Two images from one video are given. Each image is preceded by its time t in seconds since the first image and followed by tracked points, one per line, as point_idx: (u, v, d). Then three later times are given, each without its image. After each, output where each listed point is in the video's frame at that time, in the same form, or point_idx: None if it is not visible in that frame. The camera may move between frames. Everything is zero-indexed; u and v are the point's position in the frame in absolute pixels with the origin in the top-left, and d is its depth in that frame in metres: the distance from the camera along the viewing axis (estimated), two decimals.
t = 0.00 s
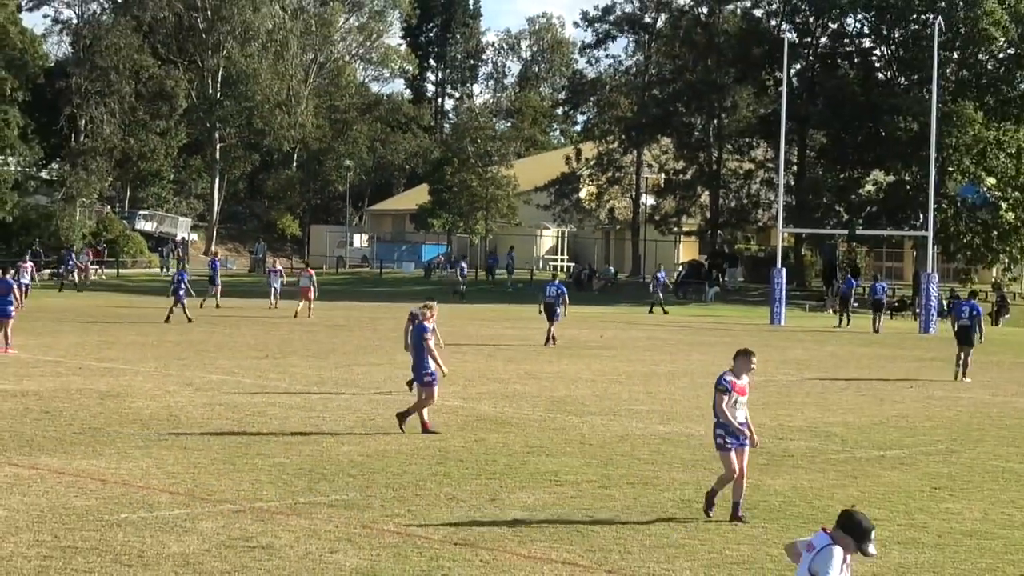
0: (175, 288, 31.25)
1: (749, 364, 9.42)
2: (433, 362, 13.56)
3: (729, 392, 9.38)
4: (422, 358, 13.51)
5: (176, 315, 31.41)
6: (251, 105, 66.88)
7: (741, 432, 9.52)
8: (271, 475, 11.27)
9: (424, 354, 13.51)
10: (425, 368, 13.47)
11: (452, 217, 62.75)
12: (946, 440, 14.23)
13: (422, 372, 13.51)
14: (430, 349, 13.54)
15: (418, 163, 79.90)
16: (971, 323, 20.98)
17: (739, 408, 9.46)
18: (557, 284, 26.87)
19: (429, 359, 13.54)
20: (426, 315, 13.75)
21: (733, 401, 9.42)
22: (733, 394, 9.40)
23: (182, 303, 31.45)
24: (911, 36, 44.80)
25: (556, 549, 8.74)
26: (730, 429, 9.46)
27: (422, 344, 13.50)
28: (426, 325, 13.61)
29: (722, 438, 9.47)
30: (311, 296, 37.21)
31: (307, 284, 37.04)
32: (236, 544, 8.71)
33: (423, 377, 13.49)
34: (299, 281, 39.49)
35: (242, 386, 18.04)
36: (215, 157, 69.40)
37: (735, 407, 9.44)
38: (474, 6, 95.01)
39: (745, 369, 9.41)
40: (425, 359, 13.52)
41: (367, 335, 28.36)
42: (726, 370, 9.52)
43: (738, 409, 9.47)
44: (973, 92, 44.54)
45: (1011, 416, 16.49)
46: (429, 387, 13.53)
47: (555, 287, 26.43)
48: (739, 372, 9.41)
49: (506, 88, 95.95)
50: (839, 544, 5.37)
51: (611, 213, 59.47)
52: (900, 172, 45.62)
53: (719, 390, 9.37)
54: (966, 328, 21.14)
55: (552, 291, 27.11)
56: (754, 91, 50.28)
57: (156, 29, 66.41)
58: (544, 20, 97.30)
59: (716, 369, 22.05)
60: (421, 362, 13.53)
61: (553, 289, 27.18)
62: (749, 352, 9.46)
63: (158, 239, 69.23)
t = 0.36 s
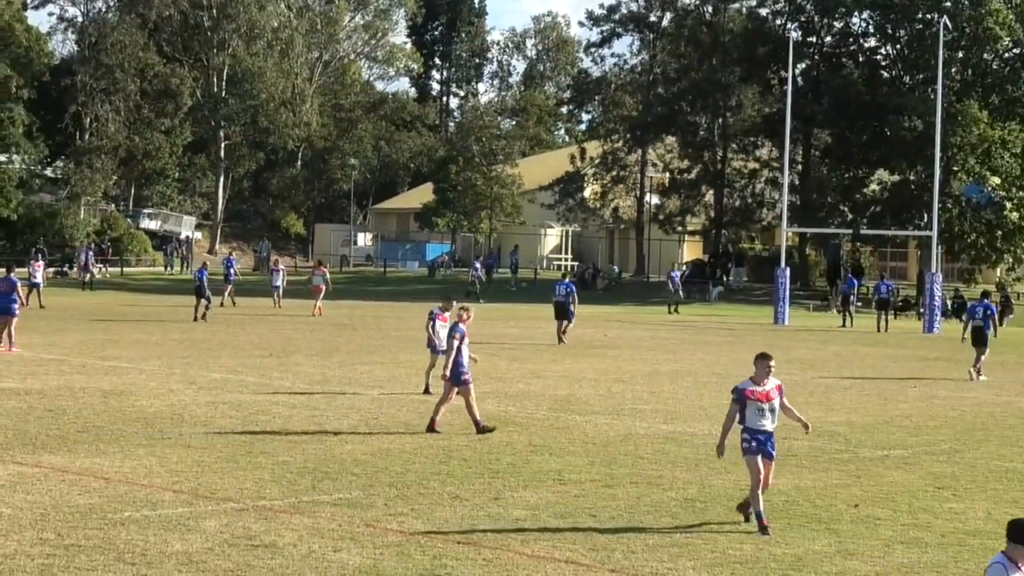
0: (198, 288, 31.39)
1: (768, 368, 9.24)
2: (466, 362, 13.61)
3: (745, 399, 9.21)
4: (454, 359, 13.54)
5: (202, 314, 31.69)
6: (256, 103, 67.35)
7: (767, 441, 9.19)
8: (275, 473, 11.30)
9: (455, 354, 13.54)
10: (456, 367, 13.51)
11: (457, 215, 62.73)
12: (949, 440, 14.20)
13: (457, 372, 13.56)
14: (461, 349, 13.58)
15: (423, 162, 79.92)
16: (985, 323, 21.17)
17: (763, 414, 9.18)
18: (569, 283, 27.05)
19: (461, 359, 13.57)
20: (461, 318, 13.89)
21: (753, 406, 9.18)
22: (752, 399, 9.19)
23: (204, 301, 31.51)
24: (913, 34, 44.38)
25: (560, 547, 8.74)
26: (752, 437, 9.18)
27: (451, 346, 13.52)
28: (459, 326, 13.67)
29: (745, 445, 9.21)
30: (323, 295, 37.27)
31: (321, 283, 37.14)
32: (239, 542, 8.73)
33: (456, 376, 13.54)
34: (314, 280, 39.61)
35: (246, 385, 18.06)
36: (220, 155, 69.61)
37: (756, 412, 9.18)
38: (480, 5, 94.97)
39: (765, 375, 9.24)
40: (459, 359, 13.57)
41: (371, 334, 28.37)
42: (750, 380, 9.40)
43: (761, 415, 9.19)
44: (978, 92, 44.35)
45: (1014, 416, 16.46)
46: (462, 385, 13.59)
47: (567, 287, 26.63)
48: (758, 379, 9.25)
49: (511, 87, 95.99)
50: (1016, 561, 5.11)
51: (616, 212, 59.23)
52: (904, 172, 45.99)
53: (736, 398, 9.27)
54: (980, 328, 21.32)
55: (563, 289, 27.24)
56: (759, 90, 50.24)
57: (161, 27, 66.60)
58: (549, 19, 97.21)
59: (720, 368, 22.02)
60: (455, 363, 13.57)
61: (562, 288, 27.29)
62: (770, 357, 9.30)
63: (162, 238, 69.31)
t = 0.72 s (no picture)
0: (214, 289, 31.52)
1: (787, 370, 8.88)
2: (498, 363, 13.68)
3: (767, 403, 8.88)
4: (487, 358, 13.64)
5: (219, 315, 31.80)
6: (257, 103, 67.37)
7: (793, 446, 8.89)
8: (275, 472, 11.29)
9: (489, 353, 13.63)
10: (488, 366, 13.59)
11: (457, 214, 62.79)
12: (950, 440, 14.18)
13: (486, 371, 13.63)
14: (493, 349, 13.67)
15: (424, 161, 79.88)
16: (997, 323, 21.19)
17: (784, 420, 8.88)
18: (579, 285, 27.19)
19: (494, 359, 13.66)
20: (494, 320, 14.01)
21: (774, 411, 8.87)
22: (773, 403, 8.86)
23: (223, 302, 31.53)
24: (914, 34, 44.56)
25: (561, 547, 8.74)
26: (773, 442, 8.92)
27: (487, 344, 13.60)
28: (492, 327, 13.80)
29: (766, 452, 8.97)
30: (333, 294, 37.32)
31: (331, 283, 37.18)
32: (240, 541, 8.73)
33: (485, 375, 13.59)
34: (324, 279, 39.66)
35: (247, 385, 18.04)
36: (220, 154, 69.65)
37: (778, 417, 8.87)
38: (480, 4, 95.02)
39: (785, 377, 8.87)
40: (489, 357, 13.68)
41: (371, 333, 28.38)
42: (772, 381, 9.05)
43: (783, 420, 8.89)
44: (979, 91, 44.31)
45: (1015, 416, 16.44)
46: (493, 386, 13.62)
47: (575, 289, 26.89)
48: (780, 382, 8.90)
49: (511, 87, 96.06)
50: None
51: (616, 212, 59.21)
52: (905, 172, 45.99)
53: (758, 402, 8.93)
54: (993, 328, 21.37)
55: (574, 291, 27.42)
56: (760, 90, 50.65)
57: (162, 26, 66.64)
58: (550, 19, 97.21)
59: (721, 368, 22.01)
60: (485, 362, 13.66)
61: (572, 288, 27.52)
62: (791, 359, 8.94)
63: (163, 237, 69.33)
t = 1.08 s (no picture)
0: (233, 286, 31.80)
1: (811, 371, 8.59)
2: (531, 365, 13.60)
3: (788, 405, 8.59)
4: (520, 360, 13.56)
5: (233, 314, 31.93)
6: (257, 103, 67.36)
7: (813, 451, 8.57)
8: (276, 472, 11.29)
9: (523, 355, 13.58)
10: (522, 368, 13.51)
11: (457, 214, 62.85)
12: (950, 440, 14.19)
13: (520, 373, 13.53)
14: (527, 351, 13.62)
15: (423, 161, 79.86)
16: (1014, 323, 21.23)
17: (807, 422, 8.54)
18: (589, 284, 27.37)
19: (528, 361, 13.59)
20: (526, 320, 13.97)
21: (796, 413, 8.56)
22: (795, 404, 8.56)
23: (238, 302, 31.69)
24: (914, 34, 44.59)
25: (561, 548, 8.73)
26: (795, 446, 8.59)
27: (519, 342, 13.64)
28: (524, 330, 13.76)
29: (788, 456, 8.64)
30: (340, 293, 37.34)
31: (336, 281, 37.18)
32: (240, 541, 8.73)
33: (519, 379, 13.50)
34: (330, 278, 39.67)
35: (247, 384, 18.02)
36: (220, 154, 69.67)
37: (798, 420, 8.55)
38: (480, 5, 95.03)
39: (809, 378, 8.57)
40: (521, 357, 13.62)
41: (371, 333, 28.37)
42: (796, 385, 8.76)
43: (805, 424, 8.56)
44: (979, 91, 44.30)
45: (1014, 416, 16.45)
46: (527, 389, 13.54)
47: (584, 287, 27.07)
48: (803, 384, 8.61)
49: (511, 87, 96.10)
50: None
51: (616, 212, 59.22)
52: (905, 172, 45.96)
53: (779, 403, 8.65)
54: (1011, 328, 21.42)
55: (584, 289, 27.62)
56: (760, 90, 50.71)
57: (162, 26, 66.67)
58: (549, 19, 97.23)
59: (721, 368, 22.00)
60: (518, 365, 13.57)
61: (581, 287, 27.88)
62: (816, 360, 8.65)
63: (163, 237, 69.33)
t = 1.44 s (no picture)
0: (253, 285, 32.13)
1: (824, 377, 8.43)
2: (559, 364, 13.53)
3: (801, 411, 8.43)
4: (547, 358, 13.51)
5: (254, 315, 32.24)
6: (257, 102, 67.34)
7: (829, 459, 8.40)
8: (275, 472, 11.29)
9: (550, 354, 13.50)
10: (549, 367, 13.45)
11: (457, 214, 62.90)
12: (949, 440, 14.19)
13: (548, 371, 13.48)
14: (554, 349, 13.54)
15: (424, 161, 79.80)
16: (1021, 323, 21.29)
17: (822, 429, 8.37)
18: (594, 282, 27.88)
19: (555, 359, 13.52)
20: (556, 320, 13.90)
21: (810, 420, 8.40)
22: (808, 411, 8.40)
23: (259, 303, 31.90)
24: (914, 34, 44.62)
25: (561, 547, 8.73)
26: (810, 454, 8.42)
27: (543, 345, 13.50)
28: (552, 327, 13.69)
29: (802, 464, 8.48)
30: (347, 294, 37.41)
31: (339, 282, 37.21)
32: (240, 541, 8.73)
33: (548, 376, 13.45)
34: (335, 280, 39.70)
35: (248, 384, 18.03)
36: (220, 154, 69.71)
37: (813, 427, 8.39)
38: (480, 4, 95.03)
39: (823, 384, 8.41)
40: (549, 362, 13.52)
41: (371, 333, 28.37)
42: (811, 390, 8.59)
43: (820, 431, 8.39)
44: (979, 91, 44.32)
45: (1015, 416, 16.44)
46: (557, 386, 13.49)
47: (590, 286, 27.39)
48: (817, 390, 8.44)
49: (511, 87, 96.12)
50: None
51: (616, 212, 59.22)
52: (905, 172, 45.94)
53: (792, 410, 8.50)
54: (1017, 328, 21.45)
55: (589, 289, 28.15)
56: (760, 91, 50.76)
57: (162, 27, 66.69)
58: (550, 18, 97.22)
59: (721, 368, 21.99)
60: (546, 363, 13.53)
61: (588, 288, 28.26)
62: (829, 364, 8.48)
63: (163, 237, 69.35)
